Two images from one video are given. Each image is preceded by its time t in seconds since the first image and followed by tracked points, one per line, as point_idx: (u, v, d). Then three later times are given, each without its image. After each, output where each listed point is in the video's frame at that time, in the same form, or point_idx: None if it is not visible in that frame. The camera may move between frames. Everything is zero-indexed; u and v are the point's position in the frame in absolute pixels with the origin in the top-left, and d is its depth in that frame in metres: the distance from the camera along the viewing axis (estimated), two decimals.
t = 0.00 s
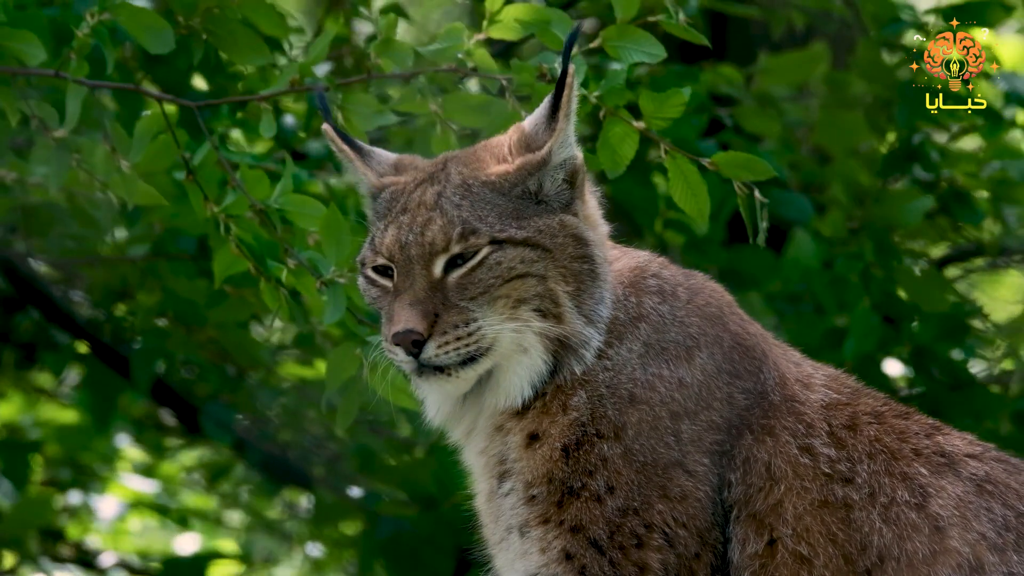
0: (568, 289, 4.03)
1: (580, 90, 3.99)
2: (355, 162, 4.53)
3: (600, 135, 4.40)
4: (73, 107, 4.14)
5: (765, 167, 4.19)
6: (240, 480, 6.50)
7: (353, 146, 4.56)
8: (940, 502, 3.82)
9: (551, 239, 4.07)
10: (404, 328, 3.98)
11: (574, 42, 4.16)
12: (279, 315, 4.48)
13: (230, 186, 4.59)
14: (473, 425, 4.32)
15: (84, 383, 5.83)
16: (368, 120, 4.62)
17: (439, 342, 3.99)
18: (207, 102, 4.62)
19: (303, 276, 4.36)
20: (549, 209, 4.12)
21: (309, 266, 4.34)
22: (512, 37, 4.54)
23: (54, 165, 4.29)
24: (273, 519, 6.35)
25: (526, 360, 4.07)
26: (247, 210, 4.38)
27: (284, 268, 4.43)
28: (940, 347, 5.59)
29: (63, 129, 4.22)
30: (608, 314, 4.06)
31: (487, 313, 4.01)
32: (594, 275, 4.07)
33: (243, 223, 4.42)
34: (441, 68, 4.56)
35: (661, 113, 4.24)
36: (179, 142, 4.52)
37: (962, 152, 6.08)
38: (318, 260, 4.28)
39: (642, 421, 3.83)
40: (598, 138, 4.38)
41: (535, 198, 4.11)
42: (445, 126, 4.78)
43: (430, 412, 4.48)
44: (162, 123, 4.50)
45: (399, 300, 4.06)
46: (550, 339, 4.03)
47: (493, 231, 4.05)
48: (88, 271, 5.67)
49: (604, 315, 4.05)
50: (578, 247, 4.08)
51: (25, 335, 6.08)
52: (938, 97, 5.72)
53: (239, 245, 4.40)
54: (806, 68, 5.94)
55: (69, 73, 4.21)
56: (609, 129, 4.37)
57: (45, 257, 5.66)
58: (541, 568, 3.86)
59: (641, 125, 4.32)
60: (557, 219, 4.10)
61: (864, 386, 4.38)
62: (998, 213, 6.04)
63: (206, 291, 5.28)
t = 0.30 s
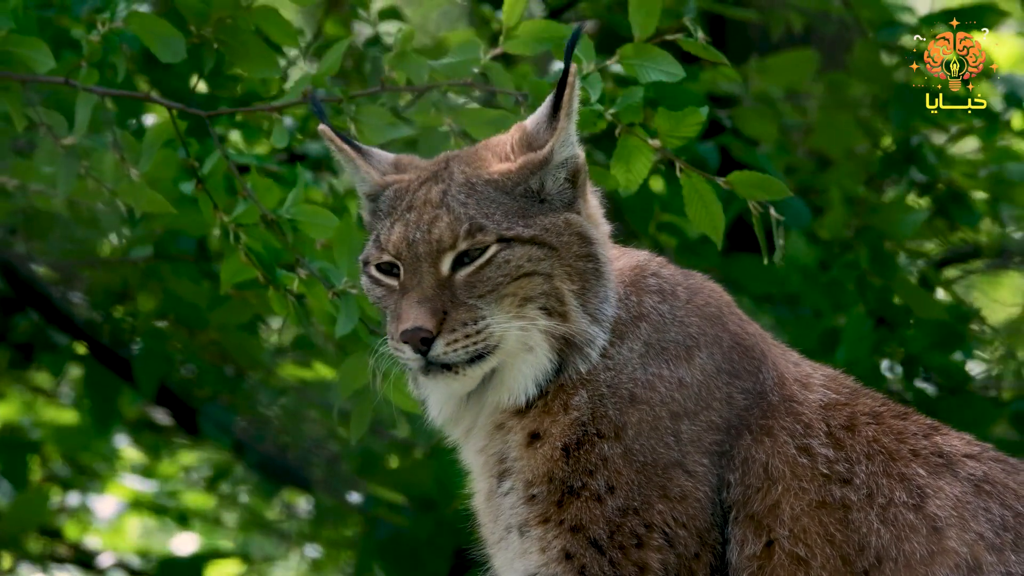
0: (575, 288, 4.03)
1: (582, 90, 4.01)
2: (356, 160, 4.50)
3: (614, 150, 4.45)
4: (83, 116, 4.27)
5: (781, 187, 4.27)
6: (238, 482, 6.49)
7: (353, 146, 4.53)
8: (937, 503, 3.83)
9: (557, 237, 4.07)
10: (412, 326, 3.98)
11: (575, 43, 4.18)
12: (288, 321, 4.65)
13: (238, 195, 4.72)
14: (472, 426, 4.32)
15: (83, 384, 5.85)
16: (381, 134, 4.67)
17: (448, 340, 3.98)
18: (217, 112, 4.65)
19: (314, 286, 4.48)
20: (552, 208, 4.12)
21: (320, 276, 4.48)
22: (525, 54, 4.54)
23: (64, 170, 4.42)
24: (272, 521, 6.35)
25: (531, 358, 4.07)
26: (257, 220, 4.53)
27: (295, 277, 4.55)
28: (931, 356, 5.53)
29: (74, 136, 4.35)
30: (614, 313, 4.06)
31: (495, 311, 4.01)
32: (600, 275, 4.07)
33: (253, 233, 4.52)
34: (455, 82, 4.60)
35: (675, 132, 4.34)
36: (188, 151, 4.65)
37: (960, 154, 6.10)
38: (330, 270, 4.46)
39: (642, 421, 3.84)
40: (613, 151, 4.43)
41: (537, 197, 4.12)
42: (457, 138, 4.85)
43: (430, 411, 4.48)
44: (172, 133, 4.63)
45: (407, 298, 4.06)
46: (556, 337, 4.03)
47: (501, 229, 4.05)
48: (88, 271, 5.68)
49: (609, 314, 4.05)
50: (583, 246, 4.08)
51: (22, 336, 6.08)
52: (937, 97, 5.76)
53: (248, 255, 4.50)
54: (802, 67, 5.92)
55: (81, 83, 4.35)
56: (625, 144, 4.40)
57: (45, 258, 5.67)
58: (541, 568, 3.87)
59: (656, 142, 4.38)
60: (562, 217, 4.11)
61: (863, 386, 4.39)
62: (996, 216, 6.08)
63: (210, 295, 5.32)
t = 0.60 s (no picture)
0: (578, 286, 4.03)
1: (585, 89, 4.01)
2: (360, 155, 4.45)
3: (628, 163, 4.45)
4: (92, 123, 4.30)
5: (796, 202, 4.29)
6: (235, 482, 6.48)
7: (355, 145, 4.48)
8: (936, 503, 3.84)
9: (561, 236, 4.07)
10: (418, 323, 3.97)
11: (581, 39, 4.17)
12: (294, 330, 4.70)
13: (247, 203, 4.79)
14: (473, 426, 4.32)
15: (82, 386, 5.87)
16: (394, 143, 4.70)
17: (452, 337, 3.99)
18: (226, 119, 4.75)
19: (325, 295, 4.53)
20: (555, 206, 4.13)
21: (330, 285, 4.53)
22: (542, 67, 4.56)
23: (71, 175, 4.39)
24: (269, 521, 6.35)
25: (534, 357, 4.07)
26: (267, 229, 4.57)
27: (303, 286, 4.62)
28: (920, 364, 5.47)
29: (82, 143, 4.36)
30: (616, 312, 4.06)
31: (499, 309, 4.01)
32: (603, 274, 4.07)
33: (262, 241, 4.56)
34: (469, 92, 4.64)
35: (690, 145, 4.35)
36: (196, 160, 4.78)
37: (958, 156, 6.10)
38: (342, 280, 4.52)
39: (643, 421, 3.84)
40: (627, 164, 4.44)
41: (539, 197, 4.12)
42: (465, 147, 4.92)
43: (431, 411, 4.47)
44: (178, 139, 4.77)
45: (412, 295, 4.06)
46: (559, 336, 4.03)
47: (505, 227, 4.05)
48: (87, 272, 5.66)
49: (612, 313, 4.05)
50: (586, 245, 4.09)
51: (20, 337, 6.06)
52: (938, 96, 5.86)
53: (256, 262, 4.56)
54: (802, 67, 5.95)
55: (88, 88, 4.35)
56: (639, 156, 4.40)
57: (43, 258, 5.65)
58: (541, 568, 3.87)
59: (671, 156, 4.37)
60: (566, 216, 4.11)
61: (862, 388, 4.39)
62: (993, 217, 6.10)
63: (212, 295, 5.35)
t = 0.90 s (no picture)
0: (579, 285, 4.03)
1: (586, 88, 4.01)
2: (359, 155, 4.44)
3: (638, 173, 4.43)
4: (99, 130, 4.29)
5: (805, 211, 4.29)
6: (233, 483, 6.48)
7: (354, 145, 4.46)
8: (936, 503, 3.84)
9: (562, 235, 4.07)
10: (421, 321, 3.97)
11: (582, 38, 4.17)
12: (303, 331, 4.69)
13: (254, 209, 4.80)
14: (474, 426, 4.32)
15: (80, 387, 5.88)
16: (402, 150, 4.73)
17: (454, 335, 3.98)
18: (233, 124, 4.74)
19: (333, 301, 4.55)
20: (556, 205, 4.12)
21: (339, 291, 4.55)
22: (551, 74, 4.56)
23: (78, 182, 4.48)
24: (267, 522, 6.34)
25: (536, 356, 4.07)
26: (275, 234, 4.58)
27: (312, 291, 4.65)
28: (911, 369, 5.56)
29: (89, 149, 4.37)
30: (617, 312, 4.06)
31: (501, 307, 4.01)
32: (604, 273, 4.08)
33: (269, 246, 4.53)
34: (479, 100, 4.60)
35: (701, 155, 4.33)
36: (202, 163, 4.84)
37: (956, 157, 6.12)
38: (351, 286, 4.56)
39: (644, 420, 3.84)
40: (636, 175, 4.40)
41: (541, 195, 4.12)
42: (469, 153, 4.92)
43: (431, 411, 4.47)
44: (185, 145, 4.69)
45: (414, 293, 4.05)
46: (561, 334, 4.03)
47: (508, 225, 4.05)
48: (86, 272, 5.65)
49: (613, 312, 4.05)
50: (587, 245, 4.09)
51: (18, 337, 6.04)
52: (937, 96, 5.89)
53: (264, 266, 4.58)
54: (799, 66, 5.85)
55: (95, 95, 4.36)
56: (649, 167, 4.37)
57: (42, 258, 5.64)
58: (541, 567, 3.86)
59: (681, 165, 4.36)
60: (567, 215, 4.11)
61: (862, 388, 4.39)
62: (991, 217, 6.10)
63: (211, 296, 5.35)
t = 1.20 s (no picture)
0: (580, 285, 4.03)
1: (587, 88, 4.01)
2: (358, 155, 4.44)
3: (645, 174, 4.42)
4: (101, 134, 4.30)
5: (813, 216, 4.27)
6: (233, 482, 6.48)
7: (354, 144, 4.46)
8: (937, 502, 3.83)
9: (563, 235, 4.07)
10: (422, 319, 3.97)
11: (582, 39, 4.16)
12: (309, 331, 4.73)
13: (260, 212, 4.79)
14: (474, 426, 4.32)
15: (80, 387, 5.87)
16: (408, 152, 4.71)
17: (455, 335, 3.98)
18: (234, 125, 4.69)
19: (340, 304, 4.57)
20: (557, 205, 4.12)
21: (346, 295, 4.61)
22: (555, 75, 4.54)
23: (82, 185, 4.48)
24: (267, 521, 6.34)
25: (537, 355, 4.06)
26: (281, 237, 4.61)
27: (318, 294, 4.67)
28: (911, 373, 5.57)
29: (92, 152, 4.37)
30: (617, 311, 4.06)
31: (502, 307, 4.01)
32: (605, 273, 4.08)
33: (275, 250, 4.54)
34: (485, 103, 4.60)
35: (709, 158, 4.29)
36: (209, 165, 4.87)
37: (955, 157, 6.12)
38: (358, 290, 4.64)
39: (644, 420, 3.84)
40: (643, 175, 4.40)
41: (542, 195, 4.12)
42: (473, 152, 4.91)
43: (431, 411, 4.46)
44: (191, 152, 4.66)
45: (416, 292, 4.05)
46: (562, 334, 4.03)
47: (509, 225, 4.05)
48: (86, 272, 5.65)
49: (614, 312, 4.05)
50: (588, 245, 4.09)
51: (17, 336, 6.05)
52: (938, 96, 5.92)
53: (270, 269, 4.60)
54: (798, 63, 5.81)
55: (97, 99, 4.36)
56: (657, 168, 4.36)
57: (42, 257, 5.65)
58: (541, 566, 3.86)
59: (689, 167, 4.35)
60: (568, 215, 4.11)
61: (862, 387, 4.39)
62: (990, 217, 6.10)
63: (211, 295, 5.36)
